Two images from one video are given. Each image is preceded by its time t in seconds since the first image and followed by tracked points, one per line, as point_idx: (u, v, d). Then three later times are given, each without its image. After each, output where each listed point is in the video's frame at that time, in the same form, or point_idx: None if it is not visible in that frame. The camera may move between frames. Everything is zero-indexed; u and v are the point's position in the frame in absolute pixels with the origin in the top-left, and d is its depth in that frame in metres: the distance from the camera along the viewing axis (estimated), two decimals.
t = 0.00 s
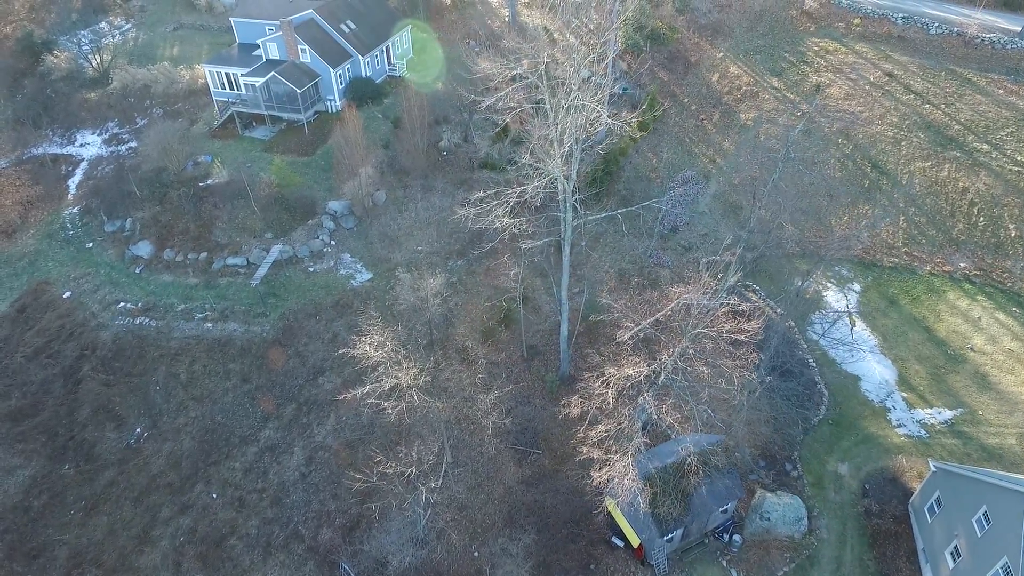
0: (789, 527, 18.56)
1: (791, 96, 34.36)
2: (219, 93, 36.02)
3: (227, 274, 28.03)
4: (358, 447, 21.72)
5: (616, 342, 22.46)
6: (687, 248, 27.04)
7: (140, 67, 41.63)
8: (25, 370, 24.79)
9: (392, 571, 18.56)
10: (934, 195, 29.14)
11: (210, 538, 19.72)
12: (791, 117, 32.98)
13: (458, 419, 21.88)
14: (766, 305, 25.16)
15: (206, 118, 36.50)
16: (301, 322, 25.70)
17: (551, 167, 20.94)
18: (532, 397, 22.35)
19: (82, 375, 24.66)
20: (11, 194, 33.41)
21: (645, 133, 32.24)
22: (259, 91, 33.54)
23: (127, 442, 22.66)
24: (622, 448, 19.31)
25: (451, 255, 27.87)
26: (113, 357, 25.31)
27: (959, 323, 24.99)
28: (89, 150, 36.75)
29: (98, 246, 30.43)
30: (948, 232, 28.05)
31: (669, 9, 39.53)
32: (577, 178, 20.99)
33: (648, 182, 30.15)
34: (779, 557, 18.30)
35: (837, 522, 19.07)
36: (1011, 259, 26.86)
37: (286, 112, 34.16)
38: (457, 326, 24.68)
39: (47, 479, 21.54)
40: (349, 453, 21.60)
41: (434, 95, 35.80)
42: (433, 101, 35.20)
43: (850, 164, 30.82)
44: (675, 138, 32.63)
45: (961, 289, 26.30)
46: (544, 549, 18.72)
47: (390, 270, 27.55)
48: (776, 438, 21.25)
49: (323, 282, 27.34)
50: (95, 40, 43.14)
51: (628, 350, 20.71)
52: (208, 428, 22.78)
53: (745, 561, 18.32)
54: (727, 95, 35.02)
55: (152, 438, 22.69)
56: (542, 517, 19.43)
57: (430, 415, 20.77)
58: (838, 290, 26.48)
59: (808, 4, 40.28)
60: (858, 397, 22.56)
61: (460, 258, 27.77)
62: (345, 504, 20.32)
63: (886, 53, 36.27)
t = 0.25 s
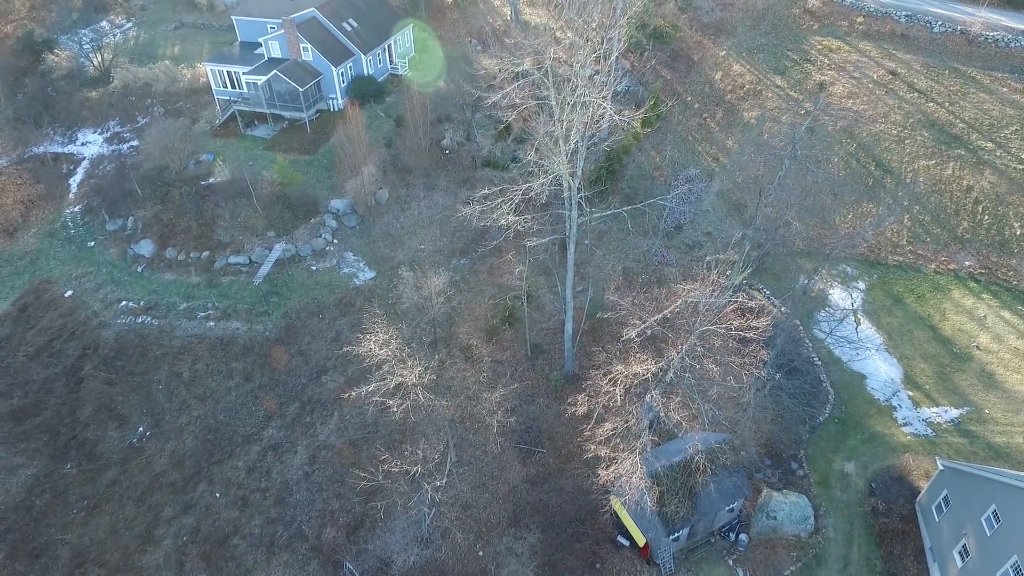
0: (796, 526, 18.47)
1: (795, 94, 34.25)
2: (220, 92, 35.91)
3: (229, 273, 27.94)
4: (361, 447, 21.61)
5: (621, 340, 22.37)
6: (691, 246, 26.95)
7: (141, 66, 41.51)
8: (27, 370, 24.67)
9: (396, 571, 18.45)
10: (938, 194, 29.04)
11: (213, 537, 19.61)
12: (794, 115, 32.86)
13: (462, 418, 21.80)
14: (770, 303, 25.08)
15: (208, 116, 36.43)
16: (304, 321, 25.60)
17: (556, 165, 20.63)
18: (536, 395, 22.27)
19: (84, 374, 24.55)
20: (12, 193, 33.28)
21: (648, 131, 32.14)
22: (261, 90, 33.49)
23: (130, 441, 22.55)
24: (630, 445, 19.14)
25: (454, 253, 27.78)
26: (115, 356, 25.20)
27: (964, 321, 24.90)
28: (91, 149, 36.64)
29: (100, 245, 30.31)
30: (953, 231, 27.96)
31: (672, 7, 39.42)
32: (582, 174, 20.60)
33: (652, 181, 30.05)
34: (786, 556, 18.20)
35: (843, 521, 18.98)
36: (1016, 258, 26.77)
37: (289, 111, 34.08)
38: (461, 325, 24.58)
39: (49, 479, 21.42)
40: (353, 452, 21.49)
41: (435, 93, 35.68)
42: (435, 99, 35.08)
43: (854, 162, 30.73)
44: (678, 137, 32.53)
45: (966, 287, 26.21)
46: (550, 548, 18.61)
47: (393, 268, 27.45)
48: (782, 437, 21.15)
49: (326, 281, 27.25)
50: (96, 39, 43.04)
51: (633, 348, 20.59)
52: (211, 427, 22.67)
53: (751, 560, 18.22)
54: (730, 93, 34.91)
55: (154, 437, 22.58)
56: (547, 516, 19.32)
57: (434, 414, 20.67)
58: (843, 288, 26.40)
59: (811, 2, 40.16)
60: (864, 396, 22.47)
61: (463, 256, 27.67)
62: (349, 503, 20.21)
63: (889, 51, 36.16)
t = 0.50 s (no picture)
0: (802, 525, 18.38)
1: (798, 93, 34.17)
2: (222, 90, 35.78)
3: (232, 271, 27.88)
4: (365, 446, 21.52)
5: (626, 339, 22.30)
6: (695, 245, 26.89)
7: (143, 64, 41.45)
8: (29, 368, 24.59)
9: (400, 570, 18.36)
10: (942, 192, 28.94)
11: (216, 536, 19.52)
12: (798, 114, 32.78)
13: (465, 417, 21.74)
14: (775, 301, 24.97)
15: (210, 115, 36.36)
16: (307, 320, 25.52)
17: (560, 162, 20.40)
18: (540, 394, 22.19)
19: (86, 372, 24.47)
20: (14, 192, 33.20)
21: (651, 130, 32.05)
22: (264, 88, 33.47)
23: (132, 440, 22.48)
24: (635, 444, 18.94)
25: (457, 252, 27.71)
26: (117, 355, 25.12)
27: (970, 320, 24.81)
28: (93, 147, 36.57)
29: (102, 243, 30.24)
30: (957, 229, 27.88)
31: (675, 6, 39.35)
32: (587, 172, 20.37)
33: (655, 179, 29.97)
34: (792, 555, 18.11)
35: (849, 521, 18.90)
36: (1021, 256, 26.68)
37: (291, 109, 34.03)
38: (464, 323, 24.51)
39: (51, 478, 21.33)
40: (356, 451, 21.39)
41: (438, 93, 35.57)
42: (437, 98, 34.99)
43: (858, 161, 30.64)
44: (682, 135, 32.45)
45: (971, 286, 26.12)
46: (554, 547, 18.53)
47: (396, 267, 27.37)
48: (787, 436, 21.05)
49: (329, 280, 27.17)
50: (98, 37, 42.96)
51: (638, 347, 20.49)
52: (214, 426, 22.58)
53: (757, 560, 18.12)
54: (733, 92, 34.84)
55: (157, 436, 22.50)
56: (551, 515, 19.24)
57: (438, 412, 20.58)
58: (847, 287, 26.31)
59: (814, 1, 40.08)
60: (869, 395, 22.39)
61: (466, 254, 27.59)
62: (352, 502, 20.12)
63: (892, 50, 36.08)
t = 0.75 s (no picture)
0: (808, 524, 18.26)
1: (802, 91, 34.04)
2: (225, 88, 35.35)
3: (235, 269, 27.85)
4: (368, 444, 21.44)
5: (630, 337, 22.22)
6: (699, 244, 26.81)
7: (146, 63, 41.42)
8: (32, 366, 24.55)
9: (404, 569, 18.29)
10: (948, 191, 28.81)
11: (219, 534, 19.47)
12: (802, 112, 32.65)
13: (469, 415, 21.67)
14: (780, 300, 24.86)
15: (213, 114, 36.19)
16: (310, 318, 25.46)
17: (566, 158, 20.10)
18: (544, 392, 22.11)
19: (89, 370, 24.42)
20: (16, 189, 33.16)
21: (655, 129, 31.94)
22: (267, 86, 33.44)
23: (135, 438, 22.43)
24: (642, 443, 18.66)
25: (460, 250, 27.63)
26: (120, 352, 25.06)
27: (976, 319, 24.69)
28: (95, 145, 36.53)
29: (105, 241, 30.20)
30: (963, 228, 27.76)
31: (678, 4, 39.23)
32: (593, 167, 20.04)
33: (659, 178, 29.87)
34: (797, 554, 18.01)
35: (855, 520, 18.81)
36: None
37: (294, 107, 34.00)
38: (468, 322, 24.44)
39: (54, 476, 21.28)
40: (359, 449, 21.32)
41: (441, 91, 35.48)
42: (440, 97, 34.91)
43: (862, 160, 30.53)
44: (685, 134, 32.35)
45: (977, 285, 26.00)
46: (559, 546, 18.45)
47: (399, 265, 27.30)
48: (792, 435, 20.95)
49: (332, 278, 27.10)
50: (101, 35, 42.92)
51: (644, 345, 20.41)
52: (217, 424, 22.52)
53: (763, 559, 18.03)
54: (737, 90, 34.74)
55: (160, 434, 22.45)
56: (556, 514, 19.16)
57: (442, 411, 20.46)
58: (852, 286, 26.19)
59: None
60: (875, 394, 22.29)
61: (470, 253, 27.51)
62: (355, 501, 20.05)
63: (897, 48, 35.93)
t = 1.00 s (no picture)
0: (812, 523, 18.17)
1: (805, 89, 33.94)
2: (227, 86, 35.22)
3: (236, 268, 27.75)
4: (370, 443, 21.32)
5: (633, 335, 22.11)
6: (702, 242, 26.71)
7: (147, 61, 41.34)
8: (32, 364, 24.45)
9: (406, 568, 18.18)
10: (952, 189, 28.68)
11: (220, 533, 19.37)
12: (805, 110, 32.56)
13: (472, 414, 21.56)
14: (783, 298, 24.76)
15: (213, 112, 36.07)
16: (311, 317, 25.35)
17: (572, 155, 19.84)
18: (547, 391, 22.00)
19: (89, 368, 24.31)
20: (17, 188, 33.07)
21: (657, 127, 31.84)
22: (269, 84, 33.32)
23: (136, 436, 22.34)
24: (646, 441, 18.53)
25: (462, 248, 27.53)
26: (120, 351, 24.96)
27: (980, 318, 24.57)
28: (96, 144, 36.44)
29: (105, 239, 30.11)
30: (967, 227, 27.64)
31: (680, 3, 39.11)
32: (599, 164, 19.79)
33: (662, 176, 29.75)
34: (802, 554, 17.91)
35: (860, 519, 18.70)
36: None
37: (295, 105, 33.90)
38: (470, 320, 24.33)
39: (54, 474, 21.17)
40: (361, 448, 21.20)
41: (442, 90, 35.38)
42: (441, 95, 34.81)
43: (866, 158, 30.41)
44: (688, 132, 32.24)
45: (981, 284, 25.87)
46: (562, 545, 18.33)
47: (400, 263, 27.20)
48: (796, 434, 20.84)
49: (333, 276, 27.00)
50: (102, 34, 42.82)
51: (647, 344, 20.29)
52: (217, 423, 22.41)
53: (767, 558, 17.91)
54: (740, 89, 34.64)
55: (160, 432, 22.35)
56: (559, 513, 19.04)
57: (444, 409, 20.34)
58: (856, 284, 26.09)
59: None
60: (878, 392, 22.18)
61: (471, 251, 27.41)
62: (357, 500, 19.94)
63: (900, 47, 35.80)
